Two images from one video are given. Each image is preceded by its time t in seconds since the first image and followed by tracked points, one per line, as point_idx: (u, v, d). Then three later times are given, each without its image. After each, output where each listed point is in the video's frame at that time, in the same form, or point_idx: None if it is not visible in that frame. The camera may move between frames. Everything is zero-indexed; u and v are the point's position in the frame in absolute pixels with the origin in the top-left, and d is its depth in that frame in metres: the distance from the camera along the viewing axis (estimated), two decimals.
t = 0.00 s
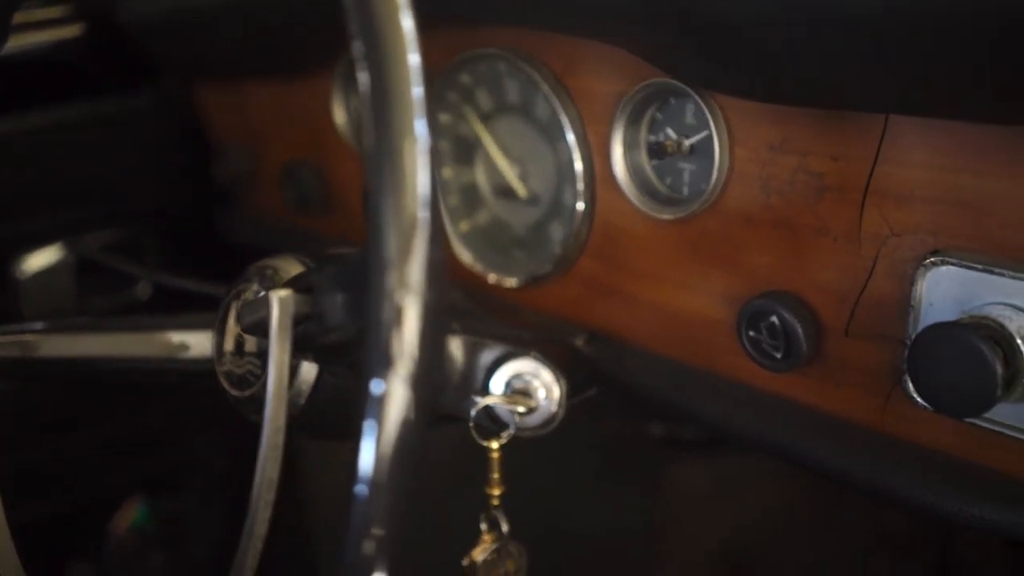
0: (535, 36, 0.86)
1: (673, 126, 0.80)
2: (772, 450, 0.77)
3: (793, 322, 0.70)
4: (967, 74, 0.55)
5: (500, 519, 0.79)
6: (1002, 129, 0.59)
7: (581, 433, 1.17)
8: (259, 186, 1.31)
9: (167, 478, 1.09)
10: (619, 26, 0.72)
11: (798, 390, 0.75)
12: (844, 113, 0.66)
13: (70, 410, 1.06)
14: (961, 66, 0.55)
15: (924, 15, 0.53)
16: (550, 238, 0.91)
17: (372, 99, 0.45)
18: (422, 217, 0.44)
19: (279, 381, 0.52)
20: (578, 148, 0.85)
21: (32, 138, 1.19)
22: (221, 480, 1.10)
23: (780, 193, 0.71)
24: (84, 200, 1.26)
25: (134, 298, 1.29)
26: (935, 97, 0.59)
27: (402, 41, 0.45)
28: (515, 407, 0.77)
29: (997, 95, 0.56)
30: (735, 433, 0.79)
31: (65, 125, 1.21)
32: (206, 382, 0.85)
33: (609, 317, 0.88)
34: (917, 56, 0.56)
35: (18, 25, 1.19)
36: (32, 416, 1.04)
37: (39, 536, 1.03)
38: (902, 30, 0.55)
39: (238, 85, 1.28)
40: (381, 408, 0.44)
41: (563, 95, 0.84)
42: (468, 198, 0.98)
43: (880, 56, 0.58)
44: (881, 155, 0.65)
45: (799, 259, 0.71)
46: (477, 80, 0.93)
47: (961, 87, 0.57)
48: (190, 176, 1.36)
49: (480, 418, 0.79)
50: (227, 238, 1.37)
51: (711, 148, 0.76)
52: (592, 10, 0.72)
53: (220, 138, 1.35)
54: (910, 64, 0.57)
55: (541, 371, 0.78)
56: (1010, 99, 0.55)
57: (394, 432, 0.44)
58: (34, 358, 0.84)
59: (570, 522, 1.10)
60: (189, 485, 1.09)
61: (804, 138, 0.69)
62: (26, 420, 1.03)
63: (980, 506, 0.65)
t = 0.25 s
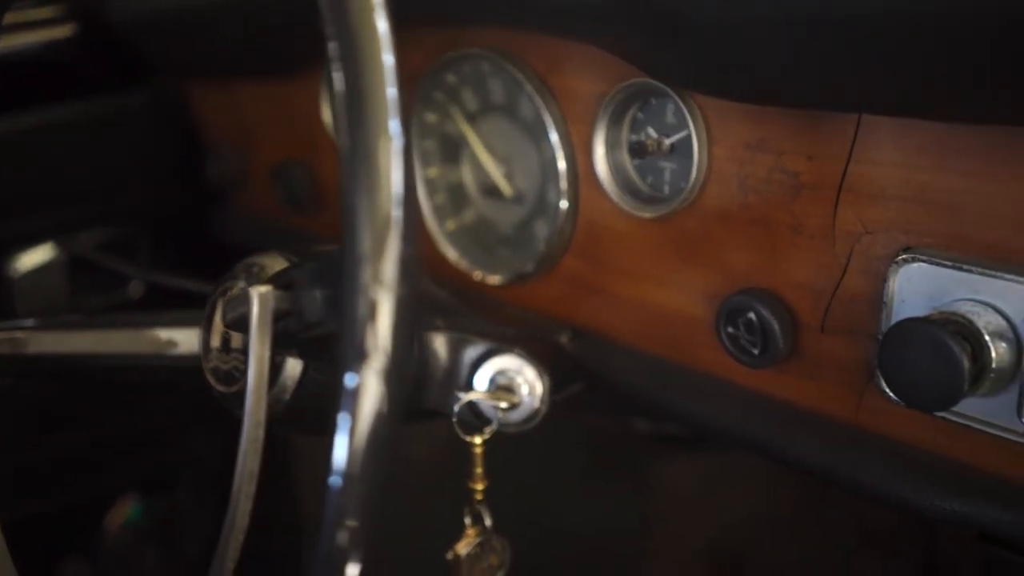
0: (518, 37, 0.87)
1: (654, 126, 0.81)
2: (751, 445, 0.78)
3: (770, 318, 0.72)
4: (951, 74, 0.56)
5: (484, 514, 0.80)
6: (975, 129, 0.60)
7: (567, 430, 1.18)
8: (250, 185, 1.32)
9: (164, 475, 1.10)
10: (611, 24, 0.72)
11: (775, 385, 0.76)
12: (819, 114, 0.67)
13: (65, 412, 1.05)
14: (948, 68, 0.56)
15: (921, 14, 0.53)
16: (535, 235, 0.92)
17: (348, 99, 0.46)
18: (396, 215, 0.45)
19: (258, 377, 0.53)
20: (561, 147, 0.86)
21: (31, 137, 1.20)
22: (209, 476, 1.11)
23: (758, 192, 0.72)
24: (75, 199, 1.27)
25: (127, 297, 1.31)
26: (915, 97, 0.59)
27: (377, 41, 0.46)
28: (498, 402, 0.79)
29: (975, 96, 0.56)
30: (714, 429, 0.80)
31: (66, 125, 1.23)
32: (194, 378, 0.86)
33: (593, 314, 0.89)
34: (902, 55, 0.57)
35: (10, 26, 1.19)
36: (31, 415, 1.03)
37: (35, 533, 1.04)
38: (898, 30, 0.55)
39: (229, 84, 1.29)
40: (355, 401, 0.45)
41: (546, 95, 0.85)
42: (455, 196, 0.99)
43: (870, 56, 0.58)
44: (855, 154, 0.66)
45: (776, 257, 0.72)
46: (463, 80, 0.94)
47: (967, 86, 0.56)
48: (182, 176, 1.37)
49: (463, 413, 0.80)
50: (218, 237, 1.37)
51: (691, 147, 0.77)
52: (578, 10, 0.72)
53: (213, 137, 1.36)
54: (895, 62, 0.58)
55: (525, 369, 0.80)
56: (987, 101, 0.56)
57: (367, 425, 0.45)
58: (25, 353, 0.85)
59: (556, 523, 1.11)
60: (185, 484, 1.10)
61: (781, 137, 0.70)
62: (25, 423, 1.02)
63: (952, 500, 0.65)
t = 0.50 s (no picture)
0: (505, 41, 0.89)
1: (637, 129, 0.82)
2: (732, 442, 0.80)
3: (748, 318, 0.73)
4: (918, 84, 0.57)
5: (471, 510, 0.81)
6: (944, 134, 0.61)
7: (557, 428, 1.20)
8: (244, 186, 1.34)
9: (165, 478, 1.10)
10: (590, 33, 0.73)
11: (755, 383, 0.78)
12: (795, 119, 0.69)
13: (65, 410, 1.08)
14: (910, 77, 0.57)
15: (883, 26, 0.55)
16: (523, 237, 0.93)
17: (330, 105, 0.48)
18: (377, 217, 0.47)
19: (246, 375, 0.54)
20: (547, 150, 0.87)
21: (25, 138, 1.22)
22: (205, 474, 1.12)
23: (736, 195, 0.74)
24: (74, 201, 1.29)
25: (125, 297, 1.33)
26: (884, 104, 0.61)
27: (358, 49, 0.48)
28: (483, 399, 0.81)
29: (942, 104, 0.58)
30: (696, 425, 0.82)
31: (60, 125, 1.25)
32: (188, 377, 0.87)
33: (580, 314, 0.91)
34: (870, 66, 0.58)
35: (9, 31, 1.20)
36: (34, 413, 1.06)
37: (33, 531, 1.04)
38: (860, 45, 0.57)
39: (224, 88, 1.31)
40: (338, 397, 0.47)
41: (532, 99, 0.87)
42: (446, 198, 1.01)
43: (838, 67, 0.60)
44: (829, 158, 0.68)
45: (754, 258, 0.74)
46: (452, 84, 0.96)
47: (963, 87, 0.56)
48: (179, 177, 1.39)
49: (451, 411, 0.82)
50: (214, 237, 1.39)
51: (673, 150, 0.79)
52: (560, 18, 0.74)
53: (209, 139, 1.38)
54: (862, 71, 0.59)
55: (511, 367, 0.82)
56: (954, 108, 0.58)
57: (349, 420, 0.47)
58: (21, 353, 0.87)
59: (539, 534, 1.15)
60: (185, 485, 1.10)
61: (758, 142, 0.71)
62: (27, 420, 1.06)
63: (923, 494, 0.67)
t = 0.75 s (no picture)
0: (492, 43, 0.90)
1: (620, 130, 0.83)
2: (713, 436, 0.82)
3: (727, 315, 0.75)
4: (916, 85, 0.57)
5: (456, 503, 0.83)
6: (917, 135, 0.63)
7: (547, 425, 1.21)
8: (237, 186, 1.36)
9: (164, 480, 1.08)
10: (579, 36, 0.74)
11: (734, 378, 0.79)
12: (771, 120, 0.70)
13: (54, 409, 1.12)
14: (898, 78, 0.58)
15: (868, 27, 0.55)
16: (509, 235, 0.95)
17: (311, 106, 0.49)
18: (355, 215, 0.49)
19: (231, 370, 0.56)
20: (532, 150, 0.89)
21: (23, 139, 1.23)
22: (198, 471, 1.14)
23: (715, 194, 0.75)
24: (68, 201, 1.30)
25: (121, 295, 1.35)
26: (859, 106, 0.62)
27: (338, 52, 0.49)
28: (469, 395, 0.82)
29: (932, 106, 0.58)
30: (678, 419, 0.84)
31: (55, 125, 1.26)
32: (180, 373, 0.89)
33: (565, 311, 0.92)
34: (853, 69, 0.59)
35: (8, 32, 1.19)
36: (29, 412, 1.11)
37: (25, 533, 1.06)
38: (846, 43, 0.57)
39: (217, 88, 1.33)
40: (316, 391, 0.48)
41: (518, 100, 0.89)
42: (435, 197, 1.03)
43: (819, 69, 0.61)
44: (804, 158, 0.69)
45: (733, 256, 0.76)
46: (440, 86, 0.97)
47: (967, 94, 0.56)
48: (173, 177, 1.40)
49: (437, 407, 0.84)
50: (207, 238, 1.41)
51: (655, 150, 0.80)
52: (547, 21, 0.75)
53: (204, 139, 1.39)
54: (840, 72, 0.60)
55: (495, 363, 0.84)
56: (948, 110, 0.58)
57: (327, 412, 0.48)
58: (14, 349, 0.87)
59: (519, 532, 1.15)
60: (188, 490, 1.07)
61: (735, 142, 0.73)
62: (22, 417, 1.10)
63: (894, 486, 0.69)
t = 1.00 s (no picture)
0: (481, 41, 0.91)
1: (607, 127, 0.84)
2: (698, 429, 0.83)
3: (711, 309, 0.76)
4: (916, 84, 0.58)
5: (444, 496, 0.84)
6: (895, 130, 0.63)
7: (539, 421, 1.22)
8: (231, 184, 1.37)
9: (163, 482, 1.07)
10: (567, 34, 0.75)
11: (719, 372, 0.80)
12: (753, 116, 0.71)
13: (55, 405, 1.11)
14: (890, 77, 0.58)
15: (846, 23, 0.57)
16: (499, 231, 0.96)
17: (295, 102, 0.50)
18: (337, 210, 0.49)
19: (218, 363, 0.56)
20: (520, 146, 0.90)
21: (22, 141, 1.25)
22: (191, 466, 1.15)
23: (699, 190, 0.76)
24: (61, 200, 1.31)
25: (116, 292, 1.34)
26: (849, 104, 0.63)
27: (320, 47, 0.50)
28: (457, 388, 0.84)
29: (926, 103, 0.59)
30: (663, 412, 0.85)
31: (54, 126, 1.27)
32: (172, 368, 0.90)
33: (553, 306, 0.93)
34: (824, 67, 0.61)
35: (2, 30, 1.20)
36: (30, 408, 1.10)
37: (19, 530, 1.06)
38: (807, 44, 0.60)
39: (209, 87, 1.33)
40: (298, 381, 0.49)
41: (506, 98, 0.90)
42: (426, 194, 1.04)
43: (784, 68, 0.63)
44: (787, 154, 0.70)
45: (717, 251, 0.76)
46: (430, 83, 0.98)
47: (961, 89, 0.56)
48: (168, 174, 1.41)
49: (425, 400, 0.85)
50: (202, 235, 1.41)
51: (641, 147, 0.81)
52: (536, 18, 0.76)
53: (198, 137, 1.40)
54: (831, 70, 0.61)
55: (484, 357, 0.85)
56: (944, 108, 0.58)
57: (309, 402, 0.49)
58: (8, 345, 0.89)
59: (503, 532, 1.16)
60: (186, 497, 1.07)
61: (719, 138, 0.74)
62: (22, 411, 1.10)
63: (874, 477, 0.70)
